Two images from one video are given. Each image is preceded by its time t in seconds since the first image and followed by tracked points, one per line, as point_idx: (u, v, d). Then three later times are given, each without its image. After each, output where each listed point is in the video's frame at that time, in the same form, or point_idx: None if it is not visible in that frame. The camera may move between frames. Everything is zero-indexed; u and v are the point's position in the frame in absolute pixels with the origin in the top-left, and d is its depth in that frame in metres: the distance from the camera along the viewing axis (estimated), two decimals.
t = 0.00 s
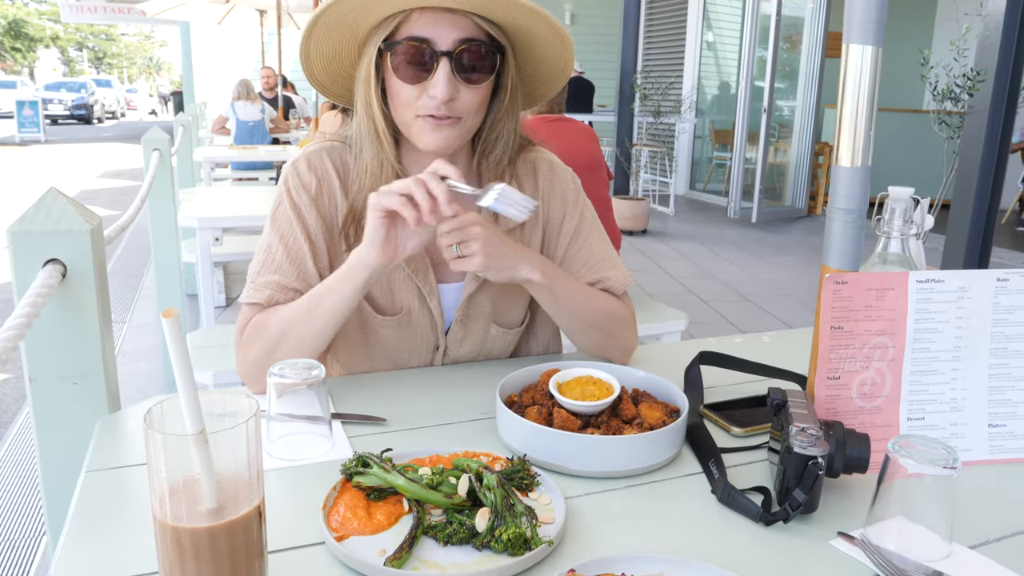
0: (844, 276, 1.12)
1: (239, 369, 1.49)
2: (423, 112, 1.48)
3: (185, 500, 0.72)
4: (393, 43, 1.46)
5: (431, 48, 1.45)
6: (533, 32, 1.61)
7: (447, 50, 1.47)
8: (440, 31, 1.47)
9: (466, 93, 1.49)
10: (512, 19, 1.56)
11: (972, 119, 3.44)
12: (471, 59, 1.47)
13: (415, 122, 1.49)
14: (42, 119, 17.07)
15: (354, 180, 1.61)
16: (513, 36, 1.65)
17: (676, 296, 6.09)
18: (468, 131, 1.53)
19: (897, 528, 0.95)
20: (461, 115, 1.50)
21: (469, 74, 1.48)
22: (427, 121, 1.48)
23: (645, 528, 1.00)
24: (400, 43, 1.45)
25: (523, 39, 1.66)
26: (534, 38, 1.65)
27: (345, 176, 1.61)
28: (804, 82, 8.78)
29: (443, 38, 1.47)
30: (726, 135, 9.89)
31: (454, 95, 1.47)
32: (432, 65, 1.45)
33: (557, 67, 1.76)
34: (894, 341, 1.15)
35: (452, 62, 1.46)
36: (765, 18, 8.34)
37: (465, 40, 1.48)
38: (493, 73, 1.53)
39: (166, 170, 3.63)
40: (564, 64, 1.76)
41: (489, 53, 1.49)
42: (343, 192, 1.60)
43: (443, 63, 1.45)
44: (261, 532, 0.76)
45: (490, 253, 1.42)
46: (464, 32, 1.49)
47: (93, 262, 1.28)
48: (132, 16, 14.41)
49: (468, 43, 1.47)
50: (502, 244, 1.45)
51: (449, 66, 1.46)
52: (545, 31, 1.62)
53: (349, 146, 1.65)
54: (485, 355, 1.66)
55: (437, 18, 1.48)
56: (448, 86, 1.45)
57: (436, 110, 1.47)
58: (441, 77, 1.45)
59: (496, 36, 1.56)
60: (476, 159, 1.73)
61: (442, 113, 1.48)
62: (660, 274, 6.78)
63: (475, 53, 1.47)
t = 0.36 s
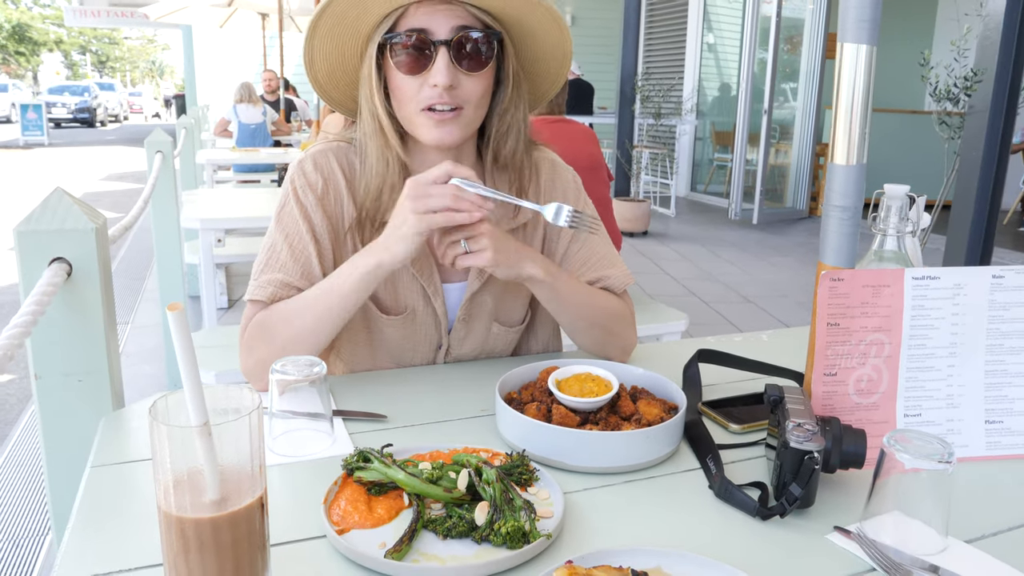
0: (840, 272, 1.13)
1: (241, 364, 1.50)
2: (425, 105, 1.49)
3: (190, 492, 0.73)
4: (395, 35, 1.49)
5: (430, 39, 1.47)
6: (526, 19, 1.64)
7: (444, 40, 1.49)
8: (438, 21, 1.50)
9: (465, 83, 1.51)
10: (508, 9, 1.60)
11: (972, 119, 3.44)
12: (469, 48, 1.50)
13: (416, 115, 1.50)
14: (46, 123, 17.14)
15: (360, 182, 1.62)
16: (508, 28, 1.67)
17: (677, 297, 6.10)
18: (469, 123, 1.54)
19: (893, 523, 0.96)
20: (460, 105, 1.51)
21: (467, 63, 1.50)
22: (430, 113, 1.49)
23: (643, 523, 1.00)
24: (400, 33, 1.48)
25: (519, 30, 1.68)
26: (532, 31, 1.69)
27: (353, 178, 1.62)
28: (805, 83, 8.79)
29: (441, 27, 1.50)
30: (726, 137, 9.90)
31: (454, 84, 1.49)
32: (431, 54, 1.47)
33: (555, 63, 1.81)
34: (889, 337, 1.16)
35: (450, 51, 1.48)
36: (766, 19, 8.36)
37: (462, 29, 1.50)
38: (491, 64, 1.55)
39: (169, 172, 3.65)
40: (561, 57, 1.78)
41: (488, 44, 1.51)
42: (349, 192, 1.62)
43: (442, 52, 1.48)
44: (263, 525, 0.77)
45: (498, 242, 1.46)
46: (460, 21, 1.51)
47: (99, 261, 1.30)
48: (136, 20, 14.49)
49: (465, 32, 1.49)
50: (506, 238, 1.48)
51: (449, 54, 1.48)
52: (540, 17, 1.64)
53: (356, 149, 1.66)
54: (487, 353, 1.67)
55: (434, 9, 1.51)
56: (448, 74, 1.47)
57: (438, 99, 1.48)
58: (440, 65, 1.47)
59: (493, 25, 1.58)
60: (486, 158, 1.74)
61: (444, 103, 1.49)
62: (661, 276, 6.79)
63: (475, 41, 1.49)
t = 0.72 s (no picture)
0: (837, 275, 1.14)
1: (245, 370, 1.52)
2: (430, 119, 1.51)
3: (191, 491, 0.74)
4: (392, 55, 1.49)
5: (431, 55, 1.48)
6: (522, 25, 1.65)
7: (443, 55, 1.50)
8: (436, 37, 1.51)
9: (468, 94, 1.52)
10: (503, 17, 1.60)
11: (976, 124, 3.44)
12: (469, 61, 1.51)
13: (422, 129, 1.52)
14: (53, 129, 17.23)
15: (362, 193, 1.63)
16: (503, 35, 1.69)
17: (682, 302, 6.10)
18: (471, 133, 1.56)
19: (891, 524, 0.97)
20: (464, 116, 1.52)
21: (469, 76, 1.51)
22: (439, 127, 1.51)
23: (642, 524, 1.01)
24: (398, 53, 1.48)
25: (514, 33, 1.70)
26: (524, 34, 1.70)
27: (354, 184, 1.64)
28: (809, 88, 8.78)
29: (440, 42, 1.51)
30: (731, 141, 9.90)
31: (457, 97, 1.50)
32: (431, 71, 1.49)
33: (545, 63, 1.82)
34: (887, 340, 1.16)
35: (450, 66, 1.50)
36: (770, 24, 8.37)
37: (461, 43, 1.51)
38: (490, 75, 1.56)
39: (174, 178, 3.67)
40: (554, 60, 1.80)
41: (485, 57, 1.52)
42: (350, 198, 1.63)
43: (442, 68, 1.49)
44: (263, 525, 0.78)
45: (482, 249, 1.47)
46: (459, 36, 1.52)
47: (102, 265, 1.31)
48: (143, 27, 14.57)
49: (464, 45, 1.50)
50: (492, 243, 1.49)
51: (449, 70, 1.49)
52: (537, 23, 1.66)
53: (356, 155, 1.67)
54: (487, 357, 1.68)
55: (431, 24, 1.51)
56: (451, 89, 1.48)
57: (443, 114, 1.50)
58: (443, 80, 1.49)
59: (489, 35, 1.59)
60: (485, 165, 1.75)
61: (447, 116, 1.51)
62: (666, 281, 6.79)
63: (474, 54, 1.51)
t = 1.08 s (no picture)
0: (832, 278, 1.13)
1: (241, 376, 1.52)
2: (426, 127, 1.51)
3: (181, 497, 0.74)
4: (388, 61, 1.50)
5: (427, 62, 1.49)
6: (520, 31, 1.66)
7: (440, 62, 1.50)
8: (433, 44, 1.51)
9: (465, 101, 1.52)
10: (499, 23, 1.61)
11: (975, 126, 3.44)
12: (466, 67, 1.51)
13: (419, 137, 1.52)
14: (54, 135, 17.25)
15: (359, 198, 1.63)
16: (499, 41, 1.70)
17: (682, 305, 6.09)
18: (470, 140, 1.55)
19: (885, 528, 0.96)
20: (461, 124, 1.53)
21: (467, 83, 1.51)
22: (434, 135, 1.51)
23: (636, 528, 1.01)
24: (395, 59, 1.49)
25: (511, 39, 1.70)
26: (521, 39, 1.70)
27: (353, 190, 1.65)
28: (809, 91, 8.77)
29: (436, 49, 1.51)
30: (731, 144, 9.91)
31: (455, 104, 1.50)
32: (429, 77, 1.49)
33: (543, 70, 1.83)
34: (882, 343, 1.16)
35: (448, 72, 1.50)
36: (770, 27, 8.38)
37: (459, 50, 1.52)
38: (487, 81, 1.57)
39: (173, 184, 3.68)
40: (551, 66, 1.81)
41: (482, 63, 1.53)
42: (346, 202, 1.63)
43: (440, 75, 1.49)
44: (254, 532, 0.78)
45: (475, 257, 1.47)
46: (456, 43, 1.53)
47: (97, 271, 1.31)
48: (144, 33, 14.61)
49: (461, 52, 1.50)
50: (486, 250, 1.48)
51: (447, 76, 1.50)
52: (536, 30, 1.67)
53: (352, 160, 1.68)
54: (484, 362, 1.68)
55: (427, 31, 1.52)
56: (448, 96, 1.48)
57: (441, 122, 1.50)
58: (440, 87, 1.49)
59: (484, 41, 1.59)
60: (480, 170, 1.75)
61: (446, 124, 1.51)
62: (666, 284, 6.78)
63: (472, 61, 1.51)
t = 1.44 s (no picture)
0: (834, 283, 1.12)
1: (238, 379, 1.51)
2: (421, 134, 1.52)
3: (177, 502, 0.73)
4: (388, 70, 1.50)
5: (427, 73, 1.49)
6: (522, 42, 1.65)
7: (440, 72, 1.50)
8: (434, 54, 1.51)
9: (463, 110, 1.53)
10: (501, 35, 1.60)
11: (980, 130, 3.43)
12: (465, 77, 1.51)
13: (413, 142, 1.53)
14: (59, 137, 17.30)
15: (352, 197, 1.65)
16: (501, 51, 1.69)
17: (685, 308, 6.08)
18: (467, 146, 1.57)
19: (886, 535, 0.96)
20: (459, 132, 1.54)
21: (464, 93, 1.51)
22: (426, 140, 1.52)
23: (635, 534, 1.00)
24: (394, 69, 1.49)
25: (512, 51, 1.70)
26: (526, 50, 1.70)
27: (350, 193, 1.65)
28: (813, 94, 8.76)
29: (438, 60, 1.51)
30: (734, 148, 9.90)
31: (453, 114, 1.51)
32: (428, 87, 1.49)
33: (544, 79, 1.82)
34: (884, 348, 1.15)
35: (446, 82, 1.50)
36: (774, 30, 8.39)
37: (460, 61, 1.52)
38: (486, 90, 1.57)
39: (176, 186, 3.69)
40: (553, 76, 1.80)
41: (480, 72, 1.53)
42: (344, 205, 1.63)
43: (438, 84, 1.49)
44: (249, 538, 0.77)
45: (476, 264, 1.46)
46: (457, 54, 1.52)
47: (97, 274, 1.31)
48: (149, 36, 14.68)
49: (462, 62, 1.51)
50: (488, 257, 1.48)
51: (445, 86, 1.50)
52: (536, 41, 1.66)
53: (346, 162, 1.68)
54: (483, 367, 1.68)
55: (429, 41, 1.51)
56: (447, 107, 1.49)
57: (437, 129, 1.51)
58: (438, 98, 1.49)
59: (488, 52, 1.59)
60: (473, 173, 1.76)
61: (441, 132, 1.52)
62: (669, 287, 6.77)
63: (471, 72, 1.51)
